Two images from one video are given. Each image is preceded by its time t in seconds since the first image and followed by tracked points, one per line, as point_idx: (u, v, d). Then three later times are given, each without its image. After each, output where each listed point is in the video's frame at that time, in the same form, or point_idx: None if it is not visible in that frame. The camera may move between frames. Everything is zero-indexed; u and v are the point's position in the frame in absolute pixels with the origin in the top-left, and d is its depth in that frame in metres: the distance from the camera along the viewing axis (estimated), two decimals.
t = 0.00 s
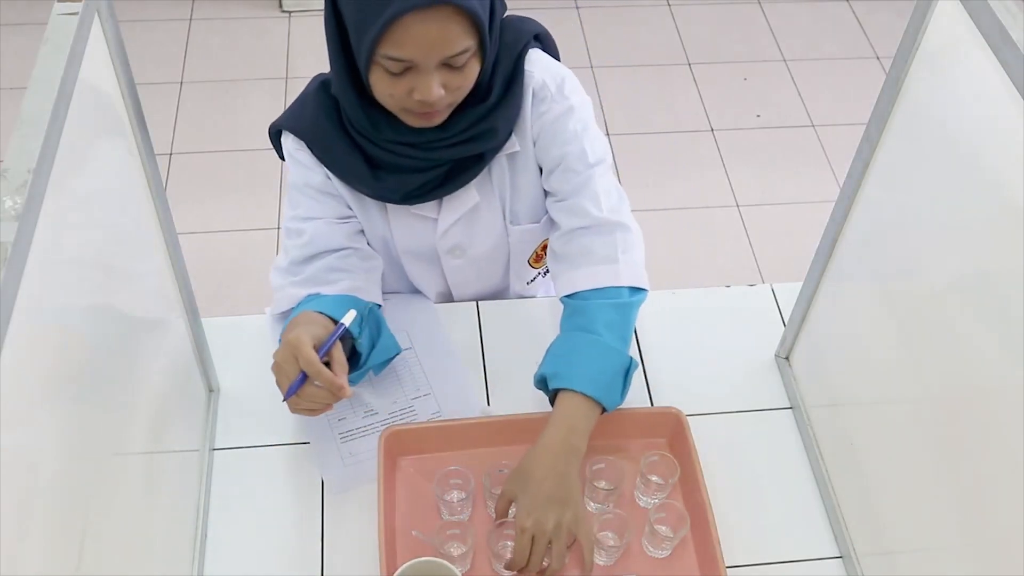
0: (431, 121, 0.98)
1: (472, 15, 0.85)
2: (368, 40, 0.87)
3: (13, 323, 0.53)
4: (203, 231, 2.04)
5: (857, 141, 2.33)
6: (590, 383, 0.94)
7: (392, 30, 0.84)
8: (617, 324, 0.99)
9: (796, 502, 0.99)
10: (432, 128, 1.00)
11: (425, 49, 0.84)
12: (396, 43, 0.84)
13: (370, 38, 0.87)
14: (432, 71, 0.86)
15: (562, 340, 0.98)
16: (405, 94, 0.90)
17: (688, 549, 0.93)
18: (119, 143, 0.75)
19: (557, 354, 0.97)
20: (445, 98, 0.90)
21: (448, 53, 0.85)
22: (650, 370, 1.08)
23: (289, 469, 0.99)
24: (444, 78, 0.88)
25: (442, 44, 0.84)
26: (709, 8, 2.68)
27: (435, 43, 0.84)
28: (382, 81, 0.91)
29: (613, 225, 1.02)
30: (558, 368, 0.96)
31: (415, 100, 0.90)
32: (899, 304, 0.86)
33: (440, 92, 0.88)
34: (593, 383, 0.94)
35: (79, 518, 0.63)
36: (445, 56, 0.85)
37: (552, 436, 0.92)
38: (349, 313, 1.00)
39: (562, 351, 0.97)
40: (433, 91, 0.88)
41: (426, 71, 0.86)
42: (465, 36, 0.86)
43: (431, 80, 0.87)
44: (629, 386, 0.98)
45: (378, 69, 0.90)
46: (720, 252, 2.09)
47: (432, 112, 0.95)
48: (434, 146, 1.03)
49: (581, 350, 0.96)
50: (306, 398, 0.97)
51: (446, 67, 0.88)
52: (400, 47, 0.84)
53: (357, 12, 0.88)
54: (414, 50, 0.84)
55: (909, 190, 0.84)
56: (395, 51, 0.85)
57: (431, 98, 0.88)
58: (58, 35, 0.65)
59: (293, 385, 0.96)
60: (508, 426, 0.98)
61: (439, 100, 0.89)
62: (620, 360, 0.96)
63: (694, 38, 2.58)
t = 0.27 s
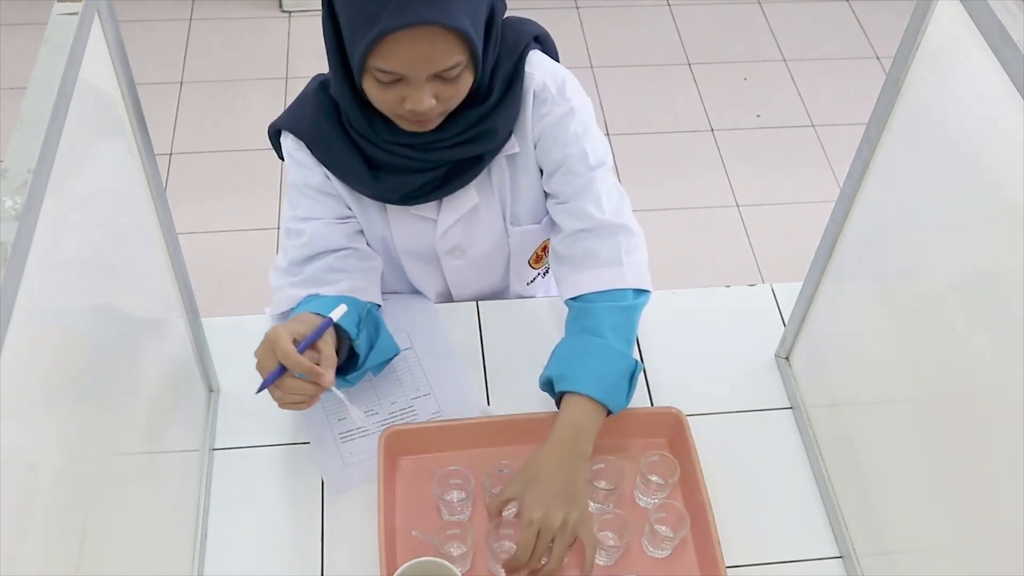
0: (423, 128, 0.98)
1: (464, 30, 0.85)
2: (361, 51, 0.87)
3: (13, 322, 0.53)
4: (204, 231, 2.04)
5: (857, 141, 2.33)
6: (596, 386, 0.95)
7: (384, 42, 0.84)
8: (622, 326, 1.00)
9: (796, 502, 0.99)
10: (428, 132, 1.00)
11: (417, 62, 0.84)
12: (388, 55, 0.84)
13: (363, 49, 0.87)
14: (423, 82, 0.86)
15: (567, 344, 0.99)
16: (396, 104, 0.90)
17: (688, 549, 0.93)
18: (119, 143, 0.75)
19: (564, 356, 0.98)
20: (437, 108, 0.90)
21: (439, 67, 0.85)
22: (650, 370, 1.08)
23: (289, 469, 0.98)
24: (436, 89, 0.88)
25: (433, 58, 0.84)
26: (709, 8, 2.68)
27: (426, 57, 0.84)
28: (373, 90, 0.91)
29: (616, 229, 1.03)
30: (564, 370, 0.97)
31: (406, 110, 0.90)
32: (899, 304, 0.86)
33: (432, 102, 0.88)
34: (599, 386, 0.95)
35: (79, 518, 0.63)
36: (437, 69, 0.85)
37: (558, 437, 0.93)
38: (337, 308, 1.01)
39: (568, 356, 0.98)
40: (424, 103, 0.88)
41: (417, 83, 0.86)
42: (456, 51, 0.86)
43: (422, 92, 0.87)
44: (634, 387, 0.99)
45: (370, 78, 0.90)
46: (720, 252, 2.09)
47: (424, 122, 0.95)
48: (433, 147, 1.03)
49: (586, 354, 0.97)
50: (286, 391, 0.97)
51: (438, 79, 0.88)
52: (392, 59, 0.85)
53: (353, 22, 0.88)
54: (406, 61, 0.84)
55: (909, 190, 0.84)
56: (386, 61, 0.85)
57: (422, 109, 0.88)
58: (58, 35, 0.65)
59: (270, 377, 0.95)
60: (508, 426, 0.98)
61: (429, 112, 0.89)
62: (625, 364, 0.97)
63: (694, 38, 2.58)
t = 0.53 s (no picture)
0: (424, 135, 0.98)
1: (466, 46, 0.85)
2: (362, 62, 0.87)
3: (13, 322, 0.53)
4: (204, 231, 2.04)
5: (857, 141, 2.33)
6: (619, 349, 0.94)
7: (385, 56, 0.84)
8: (647, 303, 0.99)
9: (796, 502, 0.99)
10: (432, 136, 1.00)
11: (418, 76, 0.84)
12: (389, 69, 0.84)
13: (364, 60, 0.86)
14: (425, 94, 0.86)
15: (590, 311, 0.98)
16: (397, 113, 0.90)
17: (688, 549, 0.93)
18: (119, 143, 0.75)
19: (587, 322, 0.97)
20: (439, 118, 0.90)
21: (442, 81, 0.85)
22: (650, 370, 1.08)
23: (289, 469, 0.98)
24: (438, 100, 0.88)
25: (435, 72, 0.84)
26: (709, 8, 2.69)
27: (428, 72, 0.84)
28: (374, 98, 0.90)
29: (631, 231, 1.03)
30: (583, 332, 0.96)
31: (407, 120, 0.90)
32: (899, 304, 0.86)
33: (434, 113, 0.88)
34: (621, 350, 0.94)
35: (79, 518, 0.63)
36: (439, 84, 0.86)
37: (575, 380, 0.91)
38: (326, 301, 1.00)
39: (591, 320, 0.97)
40: (425, 114, 0.88)
41: (418, 95, 0.86)
42: (459, 66, 0.86)
43: (423, 104, 0.87)
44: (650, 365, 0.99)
45: (371, 88, 0.90)
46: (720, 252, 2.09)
47: (424, 130, 0.95)
48: (437, 150, 1.02)
49: (610, 319, 0.96)
50: (287, 386, 0.96)
51: (440, 91, 0.88)
52: (394, 72, 0.84)
53: (354, 33, 0.88)
54: (407, 75, 0.84)
55: (909, 190, 0.84)
56: (387, 75, 0.85)
57: (423, 120, 0.88)
58: (59, 35, 0.65)
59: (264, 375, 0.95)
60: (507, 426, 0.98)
61: (430, 122, 0.89)
62: (648, 334, 0.96)
63: (694, 38, 2.58)
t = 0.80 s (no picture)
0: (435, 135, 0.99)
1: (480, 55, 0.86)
2: (376, 69, 0.88)
3: (13, 322, 0.53)
4: (204, 231, 2.04)
5: (857, 141, 2.33)
6: (639, 300, 1.03)
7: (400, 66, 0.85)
8: (673, 278, 1.07)
9: (796, 502, 0.99)
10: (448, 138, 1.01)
11: (433, 85, 0.86)
12: (404, 78, 0.86)
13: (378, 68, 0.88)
14: (439, 102, 0.88)
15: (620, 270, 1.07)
16: (411, 118, 0.91)
17: (688, 549, 0.93)
18: (119, 143, 0.75)
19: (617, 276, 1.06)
20: (451, 124, 0.92)
21: (456, 90, 0.87)
22: (650, 370, 1.08)
23: (289, 469, 0.99)
24: (451, 107, 0.90)
25: (450, 82, 0.86)
26: (709, 8, 2.69)
27: (443, 81, 0.86)
28: (388, 102, 0.92)
29: (658, 228, 1.11)
30: (609, 278, 1.06)
31: (421, 125, 0.92)
32: (899, 304, 0.86)
33: (447, 120, 0.90)
34: (641, 303, 1.03)
35: (80, 518, 0.63)
36: (453, 92, 0.87)
37: (599, 326, 0.99)
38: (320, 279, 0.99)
39: (620, 274, 1.06)
40: (439, 119, 0.90)
41: (432, 102, 0.88)
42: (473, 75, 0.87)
43: (437, 110, 0.89)
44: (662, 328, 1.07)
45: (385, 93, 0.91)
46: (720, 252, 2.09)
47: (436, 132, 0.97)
48: (451, 150, 1.04)
49: (635, 275, 1.05)
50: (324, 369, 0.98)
51: (454, 97, 0.89)
52: (408, 81, 0.86)
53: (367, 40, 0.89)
54: (422, 84, 0.86)
55: (908, 190, 0.84)
56: (402, 84, 0.86)
57: (437, 125, 0.90)
58: (59, 35, 0.65)
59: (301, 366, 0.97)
60: (507, 426, 0.98)
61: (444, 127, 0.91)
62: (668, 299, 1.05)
63: (695, 38, 2.58)
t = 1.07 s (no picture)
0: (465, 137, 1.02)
1: (514, 60, 0.89)
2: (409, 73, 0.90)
3: (13, 322, 0.53)
4: (203, 231, 2.04)
5: (857, 141, 2.33)
6: (648, 283, 1.10)
7: (435, 72, 0.87)
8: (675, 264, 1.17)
9: (796, 502, 0.99)
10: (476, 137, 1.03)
11: (467, 88, 0.89)
12: (438, 83, 0.88)
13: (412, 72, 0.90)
14: (470, 105, 0.91)
15: (626, 249, 1.18)
16: (442, 120, 0.94)
17: (688, 549, 0.93)
18: (119, 143, 0.75)
19: (625, 255, 1.17)
20: (484, 125, 0.95)
21: (489, 92, 0.90)
22: (650, 370, 1.08)
23: (290, 468, 0.99)
24: (483, 109, 0.93)
25: (484, 86, 0.89)
26: (709, 8, 2.69)
27: (477, 85, 0.89)
28: (418, 104, 0.95)
29: (671, 223, 1.21)
30: (620, 258, 1.16)
31: (452, 126, 0.94)
32: (899, 303, 0.86)
33: (478, 121, 0.93)
34: (651, 285, 1.10)
35: (79, 519, 0.63)
36: (486, 95, 0.90)
37: (610, 301, 1.08)
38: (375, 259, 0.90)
39: (628, 253, 1.17)
40: (470, 122, 0.92)
41: (465, 105, 0.91)
42: (507, 78, 0.90)
43: (470, 113, 0.91)
44: (661, 313, 1.14)
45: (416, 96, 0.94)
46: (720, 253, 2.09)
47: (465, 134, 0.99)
48: (477, 148, 1.06)
49: (642, 256, 1.15)
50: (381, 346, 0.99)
51: (486, 101, 0.92)
52: (441, 86, 0.89)
53: (400, 45, 0.91)
54: (457, 88, 0.89)
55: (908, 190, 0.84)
56: (435, 88, 0.89)
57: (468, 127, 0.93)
58: (59, 35, 0.65)
59: (411, 336, 0.95)
60: (507, 426, 0.98)
61: (474, 129, 0.94)
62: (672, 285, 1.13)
63: (694, 38, 2.58)
